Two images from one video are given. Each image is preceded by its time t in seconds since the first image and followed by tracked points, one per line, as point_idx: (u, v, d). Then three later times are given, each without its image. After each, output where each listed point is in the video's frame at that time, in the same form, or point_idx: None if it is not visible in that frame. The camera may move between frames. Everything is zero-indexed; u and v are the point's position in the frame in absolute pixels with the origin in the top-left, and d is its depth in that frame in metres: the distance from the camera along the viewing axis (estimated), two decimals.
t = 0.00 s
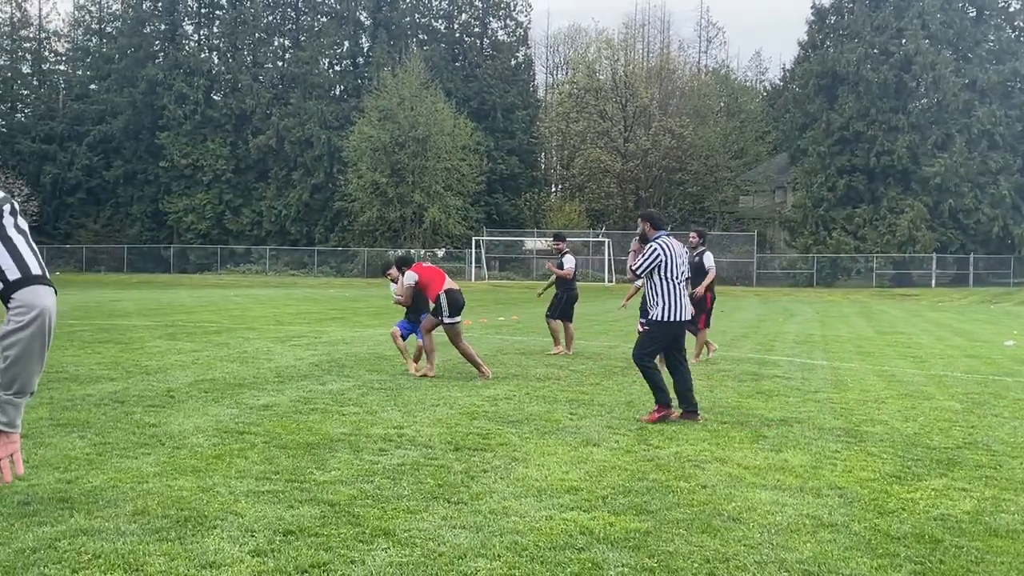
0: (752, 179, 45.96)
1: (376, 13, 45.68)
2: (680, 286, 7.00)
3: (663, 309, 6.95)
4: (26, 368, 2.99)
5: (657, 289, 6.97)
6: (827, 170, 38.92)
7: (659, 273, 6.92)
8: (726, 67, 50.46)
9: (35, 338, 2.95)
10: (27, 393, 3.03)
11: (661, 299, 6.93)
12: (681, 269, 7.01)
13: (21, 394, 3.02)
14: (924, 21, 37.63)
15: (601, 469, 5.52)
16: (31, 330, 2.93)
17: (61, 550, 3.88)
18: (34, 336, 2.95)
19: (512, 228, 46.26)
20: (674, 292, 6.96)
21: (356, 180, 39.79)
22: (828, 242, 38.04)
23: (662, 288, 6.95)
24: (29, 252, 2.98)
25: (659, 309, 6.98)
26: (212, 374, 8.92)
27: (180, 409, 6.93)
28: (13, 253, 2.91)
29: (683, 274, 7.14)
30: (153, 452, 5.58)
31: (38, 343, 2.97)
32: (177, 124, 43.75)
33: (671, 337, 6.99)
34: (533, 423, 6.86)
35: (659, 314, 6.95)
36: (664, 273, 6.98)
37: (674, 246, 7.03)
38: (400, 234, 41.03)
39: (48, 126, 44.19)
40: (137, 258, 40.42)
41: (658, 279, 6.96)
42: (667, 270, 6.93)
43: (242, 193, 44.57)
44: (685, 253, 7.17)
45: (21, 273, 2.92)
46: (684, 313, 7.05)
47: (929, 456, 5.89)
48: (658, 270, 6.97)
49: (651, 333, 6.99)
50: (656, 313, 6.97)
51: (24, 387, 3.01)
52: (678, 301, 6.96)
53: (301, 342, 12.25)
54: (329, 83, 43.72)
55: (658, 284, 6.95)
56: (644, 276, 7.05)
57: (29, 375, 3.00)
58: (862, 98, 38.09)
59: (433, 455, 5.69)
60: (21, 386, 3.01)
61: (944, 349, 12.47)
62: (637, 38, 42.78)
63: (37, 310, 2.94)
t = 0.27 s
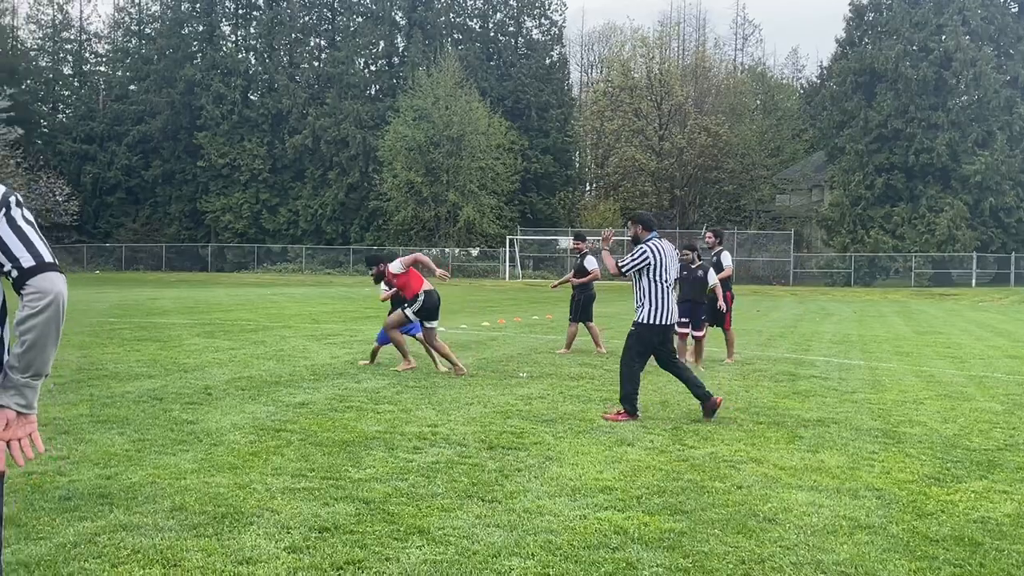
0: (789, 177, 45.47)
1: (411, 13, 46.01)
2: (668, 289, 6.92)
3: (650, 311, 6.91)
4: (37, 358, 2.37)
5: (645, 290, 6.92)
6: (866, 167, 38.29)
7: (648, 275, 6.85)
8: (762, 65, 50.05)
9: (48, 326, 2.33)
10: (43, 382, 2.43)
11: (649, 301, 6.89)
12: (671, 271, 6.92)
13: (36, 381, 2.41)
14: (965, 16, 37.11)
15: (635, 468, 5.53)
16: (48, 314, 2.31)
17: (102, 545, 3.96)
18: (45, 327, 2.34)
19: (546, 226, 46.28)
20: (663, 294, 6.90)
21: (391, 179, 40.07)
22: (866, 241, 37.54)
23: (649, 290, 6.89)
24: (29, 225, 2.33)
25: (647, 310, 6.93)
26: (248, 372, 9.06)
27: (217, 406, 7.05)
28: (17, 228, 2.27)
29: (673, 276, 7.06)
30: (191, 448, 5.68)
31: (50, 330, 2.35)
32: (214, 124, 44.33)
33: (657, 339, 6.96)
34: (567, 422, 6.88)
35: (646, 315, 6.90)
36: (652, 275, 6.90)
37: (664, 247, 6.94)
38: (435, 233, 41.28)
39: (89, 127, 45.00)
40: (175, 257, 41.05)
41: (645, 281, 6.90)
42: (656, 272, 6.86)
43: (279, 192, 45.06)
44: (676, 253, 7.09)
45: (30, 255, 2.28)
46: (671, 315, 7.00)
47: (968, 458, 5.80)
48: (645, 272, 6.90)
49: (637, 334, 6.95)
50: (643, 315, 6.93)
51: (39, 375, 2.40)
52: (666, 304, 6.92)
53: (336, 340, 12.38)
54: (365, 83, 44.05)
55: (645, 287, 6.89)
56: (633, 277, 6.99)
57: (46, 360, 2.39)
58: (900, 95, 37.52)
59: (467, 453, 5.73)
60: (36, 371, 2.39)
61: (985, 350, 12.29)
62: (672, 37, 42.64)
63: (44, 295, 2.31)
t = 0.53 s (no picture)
0: (831, 175, 44.86)
1: (451, 12, 46.21)
2: (665, 278, 7.01)
3: (648, 300, 6.92)
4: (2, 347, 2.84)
5: (643, 282, 6.96)
6: (910, 166, 37.67)
7: (645, 264, 6.93)
8: (805, 62, 49.37)
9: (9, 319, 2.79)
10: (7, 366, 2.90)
11: (649, 289, 6.92)
12: (666, 261, 7.02)
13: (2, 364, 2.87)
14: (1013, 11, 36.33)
15: (674, 468, 5.52)
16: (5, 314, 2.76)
17: (145, 540, 4.05)
18: (8, 321, 2.78)
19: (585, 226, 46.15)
20: (661, 284, 6.96)
21: (430, 178, 40.29)
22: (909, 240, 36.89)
23: (647, 279, 6.94)
24: None
25: (646, 301, 6.95)
26: (289, 370, 9.20)
27: (258, 403, 7.18)
28: None
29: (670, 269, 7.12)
30: (233, 445, 5.79)
31: (10, 323, 2.80)
32: (256, 124, 44.92)
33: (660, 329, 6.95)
34: (606, 421, 6.88)
35: (647, 306, 6.91)
36: (649, 265, 6.97)
37: (661, 239, 7.02)
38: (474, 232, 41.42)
39: (134, 127, 45.86)
40: (218, 256, 41.68)
41: (643, 271, 6.96)
42: (652, 260, 6.93)
43: (319, 191, 45.51)
44: (674, 247, 7.16)
45: None
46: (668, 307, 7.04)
47: (1015, 461, 5.70)
48: (642, 262, 6.98)
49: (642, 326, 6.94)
50: (644, 305, 6.94)
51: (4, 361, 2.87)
52: (663, 292, 6.94)
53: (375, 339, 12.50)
54: (404, 83, 44.32)
55: (644, 276, 6.94)
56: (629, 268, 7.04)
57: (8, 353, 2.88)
58: (945, 92, 36.81)
59: (506, 452, 5.77)
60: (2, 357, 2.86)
61: None
62: (712, 34, 42.28)
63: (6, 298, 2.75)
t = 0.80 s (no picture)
0: (880, 174, 44.10)
1: (496, 12, 46.39)
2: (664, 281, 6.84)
3: (649, 304, 6.80)
4: (1, 344, 2.89)
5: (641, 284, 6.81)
6: (962, 163, 36.85)
7: (644, 268, 6.76)
8: (854, 59, 48.63)
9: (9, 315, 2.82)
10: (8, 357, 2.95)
11: (647, 293, 6.77)
12: (664, 263, 6.83)
13: None
14: None
15: (720, 469, 5.50)
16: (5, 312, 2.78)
17: (195, 535, 4.14)
18: (7, 319, 2.83)
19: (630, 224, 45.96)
20: (659, 288, 6.81)
21: (475, 177, 40.47)
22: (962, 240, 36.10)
23: (646, 283, 6.78)
24: None
25: (647, 304, 6.81)
26: (336, 367, 9.34)
27: (304, 401, 7.30)
28: None
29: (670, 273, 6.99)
30: (280, 442, 5.90)
31: (11, 322, 2.85)
32: (304, 124, 45.48)
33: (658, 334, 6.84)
34: (651, 421, 6.88)
35: (644, 311, 6.79)
36: (647, 267, 6.80)
37: (662, 241, 6.87)
38: (518, 231, 41.48)
39: (184, 127, 46.72)
40: (265, 255, 42.32)
41: (641, 274, 6.79)
42: (655, 264, 6.77)
43: (365, 191, 45.95)
44: (674, 249, 7.03)
45: None
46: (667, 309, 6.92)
47: None
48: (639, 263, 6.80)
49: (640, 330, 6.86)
50: (640, 310, 6.82)
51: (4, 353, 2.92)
52: (664, 297, 6.82)
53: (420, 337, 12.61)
54: (449, 82, 44.57)
55: (642, 280, 6.78)
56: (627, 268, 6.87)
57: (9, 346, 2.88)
58: (999, 88, 35.96)
59: (550, 451, 5.80)
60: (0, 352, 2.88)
61: None
62: (759, 32, 41.85)
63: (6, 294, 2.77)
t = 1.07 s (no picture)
0: (938, 171, 43.14)
1: (546, 10, 46.48)
2: (670, 274, 6.98)
3: (653, 296, 6.94)
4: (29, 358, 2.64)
5: (648, 275, 6.97)
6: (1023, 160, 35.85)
7: (651, 257, 6.92)
8: (911, 55, 47.67)
9: (39, 328, 2.61)
10: (36, 376, 2.68)
11: (653, 282, 6.92)
12: (673, 258, 6.98)
13: (29, 375, 2.66)
14: None
15: (772, 470, 5.47)
16: (39, 317, 2.60)
17: (249, 530, 4.24)
18: (36, 330, 2.62)
19: (680, 223, 45.64)
20: (666, 278, 6.95)
21: (525, 176, 40.54)
22: None
23: (652, 273, 6.94)
24: (33, 237, 2.63)
25: (651, 296, 6.95)
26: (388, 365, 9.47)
27: (356, 399, 7.43)
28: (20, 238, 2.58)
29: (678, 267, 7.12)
30: (331, 439, 6.02)
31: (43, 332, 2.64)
32: (355, 124, 46.01)
33: (657, 325, 6.94)
34: (702, 422, 6.86)
35: (649, 300, 6.91)
36: (654, 259, 6.96)
37: (671, 235, 7.00)
38: (568, 230, 41.44)
39: (238, 128, 47.59)
40: (317, 253, 42.91)
41: (648, 264, 6.96)
42: (661, 257, 6.91)
43: (415, 190, 46.32)
44: (683, 244, 7.15)
45: (24, 263, 2.58)
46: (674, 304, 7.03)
47: None
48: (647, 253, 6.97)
49: (641, 320, 6.95)
50: (644, 298, 6.94)
51: (32, 368, 2.65)
52: (670, 290, 6.95)
53: (470, 335, 12.70)
54: (499, 81, 44.73)
55: (649, 269, 6.95)
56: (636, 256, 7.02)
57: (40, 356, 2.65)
58: None
59: (599, 451, 5.82)
60: (29, 366, 2.65)
61: None
62: (812, 29, 41.27)
63: (36, 304, 2.60)
